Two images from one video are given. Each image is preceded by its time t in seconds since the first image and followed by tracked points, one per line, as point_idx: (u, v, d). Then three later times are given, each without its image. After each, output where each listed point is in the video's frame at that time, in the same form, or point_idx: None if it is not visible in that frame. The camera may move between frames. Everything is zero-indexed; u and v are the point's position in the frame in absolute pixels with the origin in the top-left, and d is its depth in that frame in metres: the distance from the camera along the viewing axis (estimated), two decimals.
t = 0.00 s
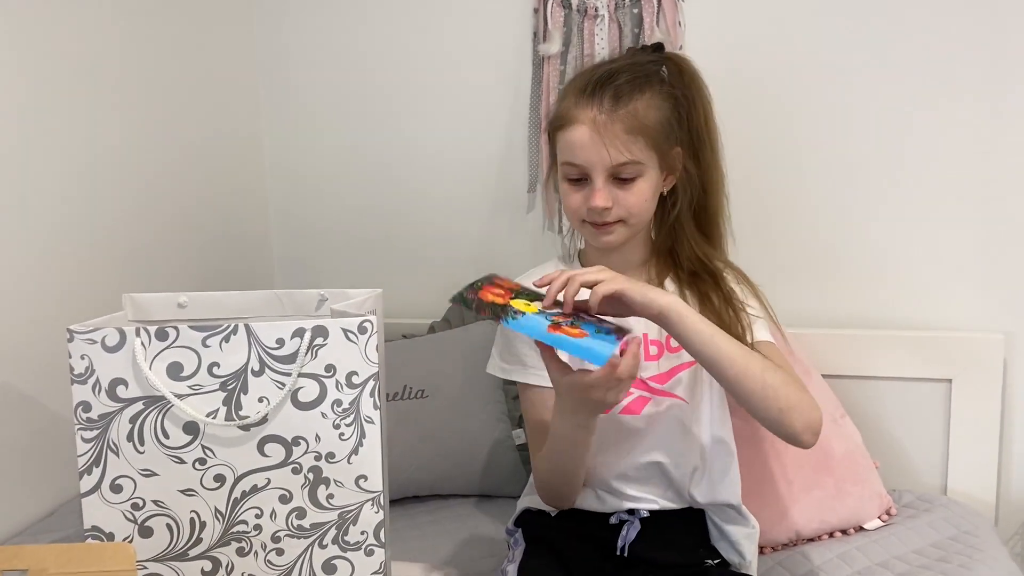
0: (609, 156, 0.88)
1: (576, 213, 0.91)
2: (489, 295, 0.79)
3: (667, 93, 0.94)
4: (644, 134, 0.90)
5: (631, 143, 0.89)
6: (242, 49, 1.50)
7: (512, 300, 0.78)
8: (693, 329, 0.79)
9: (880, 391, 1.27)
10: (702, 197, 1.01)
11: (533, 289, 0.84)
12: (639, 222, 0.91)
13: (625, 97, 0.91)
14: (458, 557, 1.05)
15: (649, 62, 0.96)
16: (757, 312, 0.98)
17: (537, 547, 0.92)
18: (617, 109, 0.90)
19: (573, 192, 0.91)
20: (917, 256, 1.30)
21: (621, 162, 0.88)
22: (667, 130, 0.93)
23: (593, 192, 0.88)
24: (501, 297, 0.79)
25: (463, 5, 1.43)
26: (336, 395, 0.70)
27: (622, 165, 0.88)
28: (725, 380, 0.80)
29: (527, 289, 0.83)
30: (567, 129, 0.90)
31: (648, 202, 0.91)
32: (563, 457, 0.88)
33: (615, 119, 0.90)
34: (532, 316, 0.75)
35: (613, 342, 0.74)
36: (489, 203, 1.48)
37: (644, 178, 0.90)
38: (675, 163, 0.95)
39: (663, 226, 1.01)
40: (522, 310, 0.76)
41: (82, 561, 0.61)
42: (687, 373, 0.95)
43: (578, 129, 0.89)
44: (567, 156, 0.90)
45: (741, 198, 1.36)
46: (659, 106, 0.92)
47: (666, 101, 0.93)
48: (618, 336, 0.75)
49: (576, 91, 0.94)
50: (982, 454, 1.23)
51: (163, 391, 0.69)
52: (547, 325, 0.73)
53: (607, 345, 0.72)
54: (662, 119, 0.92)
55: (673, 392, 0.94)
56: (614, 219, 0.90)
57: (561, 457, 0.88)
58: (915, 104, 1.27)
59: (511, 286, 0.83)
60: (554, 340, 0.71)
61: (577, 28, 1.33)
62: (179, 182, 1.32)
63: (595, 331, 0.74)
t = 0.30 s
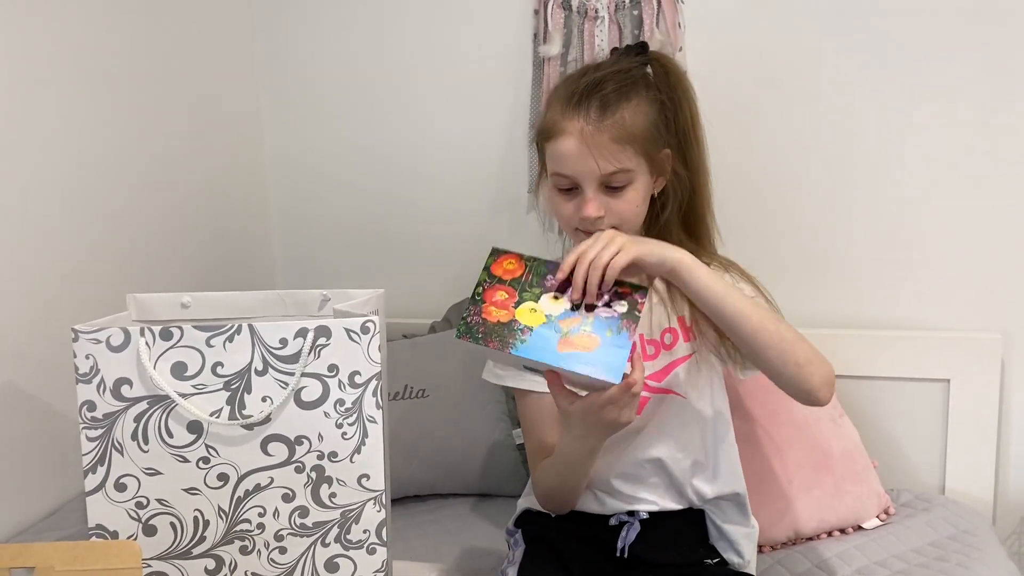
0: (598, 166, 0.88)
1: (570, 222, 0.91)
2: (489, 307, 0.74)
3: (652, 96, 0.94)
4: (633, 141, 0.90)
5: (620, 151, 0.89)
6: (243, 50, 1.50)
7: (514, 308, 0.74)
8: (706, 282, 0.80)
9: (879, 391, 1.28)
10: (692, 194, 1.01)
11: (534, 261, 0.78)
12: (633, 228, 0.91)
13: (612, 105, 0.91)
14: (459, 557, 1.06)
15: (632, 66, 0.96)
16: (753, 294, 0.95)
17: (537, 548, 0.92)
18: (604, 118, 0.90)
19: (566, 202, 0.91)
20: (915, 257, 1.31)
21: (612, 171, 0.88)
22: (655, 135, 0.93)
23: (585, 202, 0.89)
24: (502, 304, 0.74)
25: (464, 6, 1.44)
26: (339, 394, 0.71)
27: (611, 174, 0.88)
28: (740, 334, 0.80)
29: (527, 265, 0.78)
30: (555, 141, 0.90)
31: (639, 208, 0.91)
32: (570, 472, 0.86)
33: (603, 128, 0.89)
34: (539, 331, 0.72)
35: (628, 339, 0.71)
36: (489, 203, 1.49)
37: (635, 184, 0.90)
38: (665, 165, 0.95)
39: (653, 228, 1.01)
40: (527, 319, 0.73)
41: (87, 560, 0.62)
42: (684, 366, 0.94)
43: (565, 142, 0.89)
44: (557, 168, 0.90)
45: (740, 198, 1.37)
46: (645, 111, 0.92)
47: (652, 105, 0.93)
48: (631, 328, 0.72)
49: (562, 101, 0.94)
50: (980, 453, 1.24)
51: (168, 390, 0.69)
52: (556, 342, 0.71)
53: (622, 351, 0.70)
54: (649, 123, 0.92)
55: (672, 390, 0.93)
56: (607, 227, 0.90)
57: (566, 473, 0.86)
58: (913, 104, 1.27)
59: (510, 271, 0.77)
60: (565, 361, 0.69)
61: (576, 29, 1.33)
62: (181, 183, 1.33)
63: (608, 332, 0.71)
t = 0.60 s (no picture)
0: (602, 176, 0.89)
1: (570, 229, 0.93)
2: (498, 321, 0.73)
3: (653, 103, 0.94)
4: (636, 151, 0.91)
5: (623, 162, 0.90)
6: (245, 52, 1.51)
7: (524, 312, 0.73)
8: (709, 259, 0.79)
9: (880, 392, 1.28)
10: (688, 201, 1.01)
11: (523, 252, 0.72)
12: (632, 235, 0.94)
13: (617, 113, 0.92)
14: (462, 556, 1.06)
15: (633, 69, 0.95)
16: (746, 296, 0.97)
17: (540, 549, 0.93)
18: (609, 127, 0.91)
19: (566, 208, 0.93)
20: (915, 258, 1.32)
21: (615, 181, 0.90)
22: (657, 143, 0.94)
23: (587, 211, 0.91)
24: (511, 309, 0.73)
25: (466, 8, 1.44)
26: (345, 395, 0.72)
27: (614, 185, 0.90)
28: (743, 311, 0.81)
29: (519, 258, 0.72)
30: (559, 149, 0.92)
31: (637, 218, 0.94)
32: (575, 480, 0.87)
33: (608, 138, 0.90)
34: (556, 327, 0.73)
35: (641, 304, 0.73)
36: (491, 205, 1.50)
37: (636, 194, 0.92)
38: (664, 173, 0.96)
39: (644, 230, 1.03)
40: (541, 320, 0.73)
41: (99, 558, 0.63)
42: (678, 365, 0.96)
43: (569, 151, 0.91)
44: (560, 176, 0.92)
45: (741, 200, 1.37)
46: (648, 120, 0.93)
47: (654, 113, 0.94)
48: (642, 291, 0.73)
49: (566, 106, 0.95)
50: (980, 453, 1.25)
51: (176, 391, 0.70)
52: (576, 334, 0.74)
53: (639, 321, 0.74)
54: (651, 132, 0.93)
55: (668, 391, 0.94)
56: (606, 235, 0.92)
57: (577, 478, 0.86)
58: (914, 106, 1.28)
59: (504, 274, 0.72)
60: (593, 352, 0.74)
61: (578, 31, 1.34)
62: (185, 184, 1.34)
63: (622, 306, 0.73)
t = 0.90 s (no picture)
0: (603, 184, 0.89)
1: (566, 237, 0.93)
2: (496, 327, 0.73)
3: (651, 110, 0.95)
4: (636, 159, 0.91)
5: (622, 170, 0.90)
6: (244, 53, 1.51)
7: (522, 318, 0.73)
8: (720, 269, 0.79)
9: (877, 393, 1.28)
10: (680, 207, 1.01)
11: (524, 265, 0.70)
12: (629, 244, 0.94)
13: (617, 121, 0.92)
14: (460, 558, 1.06)
15: (632, 75, 0.96)
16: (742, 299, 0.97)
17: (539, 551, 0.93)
18: (611, 135, 0.91)
19: (564, 216, 0.93)
20: (912, 260, 1.32)
21: (615, 190, 0.90)
22: (654, 150, 0.94)
23: (585, 219, 0.90)
24: (510, 318, 0.73)
25: (464, 9, 1.44)
26: (344, 397, 0.72)
27: (614, 193, 0.90)
28: (751, 317, 0.81)
29: (518, 270, 0.70)
30: (558, 157, 0.91)
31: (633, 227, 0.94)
32: (575, 490, 0.86)
33: (610, 145, 0.91)
34: (554, 331, 0.75)
35: (640, 310, 0.75)
36: (489, 206, 1.50)
37: (635, 202, 0.92)
38: (661, 182, 0.97)
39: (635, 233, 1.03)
40: (540, 326, 0.74)
41: (97, 560, 0.63)
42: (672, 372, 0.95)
43: (570, 159, 0.90)
44: (559, 184, 0.91)
45: (739, 202, 1.38)
46: (647, 127, 0.94)
47: (653, 120, 0.95)
48: (644, 298, 0.74)
49: (565, 112, 0.94)
50: (977, 455, 1.25)
51: (174, 393, 0.70)
52: (575, 337, 0.75)
53: (638, 324, 0.76)
54: (649, 139, 0.94)
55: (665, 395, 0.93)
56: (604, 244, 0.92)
57: (580, 486, 0.86)
58: (911, 108, 1.28)
59: (504, 285, 0.71)
60: (589, 352, 0.77)
61: (576, 33, 1.34)
62: (183, 186, 1.34)
63: (622, 312, 0.75)
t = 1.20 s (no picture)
0: (601, 192, 0.89)
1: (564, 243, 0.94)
2: (481, 327, 0.74)
3: (647, 117, 0.96)
4: (633, 166, 0.92)
5: (620, 177, 0.90)
6: (241, 55, 1.51)
7: (507, 320, 0.74)
8: (704, 287, 0.79)
9: (874, 396, 1.29)
10: (676, 213, 1.02)
11: (508, 264, 0.72)
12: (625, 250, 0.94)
13: (614, 128, 0.92)
14: (457, 561, 1.06)
15: (630, 83, 0.97)
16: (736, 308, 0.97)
17: (535, 552, 0.93)
18: (607, 142, 0.91)
19: (562, 223, 0.93)
20: (908, 262, 1.32)
21: (613, 197, 0.90)
22: (651, 157, 0.95)
23: (584, 226, 0.91)
24: (495, 318, 0.74)
25: (462, 12, 1.45)
26: (340, 400, 0.72)
27: (611, 200, 0.90)
28: (734, 335, 0.82)
29: (502, 268, 0.72)
30: (556, 163, 0.91)
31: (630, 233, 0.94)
32: (564, 490, 0.87)
33: (607, 152, 0.91)
34: (538, 335, 0.75)
35: (626, 317, 0.75)
36: (486, 209, 1.50)
37: (631, 208, 0.92)
38: (658, 188, 0.97)
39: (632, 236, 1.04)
40: (524, 327, 0.74)
41: (93, 564, 0.63)
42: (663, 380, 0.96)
43: (568, 166, 0.90)
44: (557, 190, 0.91)
45: (736, 205, 1.38)
46: (644, 134, 0.94)
47: (649, 127, 0.95)
48: (627, 305, 0.74)
49: (564, 118, 0.95)
50: (974, 457, 1.25)
51: (171, 396, 0.70)
52: (558, 342, 0.75)
53: (623, 332, 0.75)
54: (646, 146, 0.94)
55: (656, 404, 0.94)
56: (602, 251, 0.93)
57: (570, 485, 0.86)
58: (908, 110, 1.29)
59: (488, 282, 0.73)
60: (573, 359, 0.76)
61: (573, 36, 1.35)
62: (181, 188, 1.33)
63: (605, 318, 0.75)
